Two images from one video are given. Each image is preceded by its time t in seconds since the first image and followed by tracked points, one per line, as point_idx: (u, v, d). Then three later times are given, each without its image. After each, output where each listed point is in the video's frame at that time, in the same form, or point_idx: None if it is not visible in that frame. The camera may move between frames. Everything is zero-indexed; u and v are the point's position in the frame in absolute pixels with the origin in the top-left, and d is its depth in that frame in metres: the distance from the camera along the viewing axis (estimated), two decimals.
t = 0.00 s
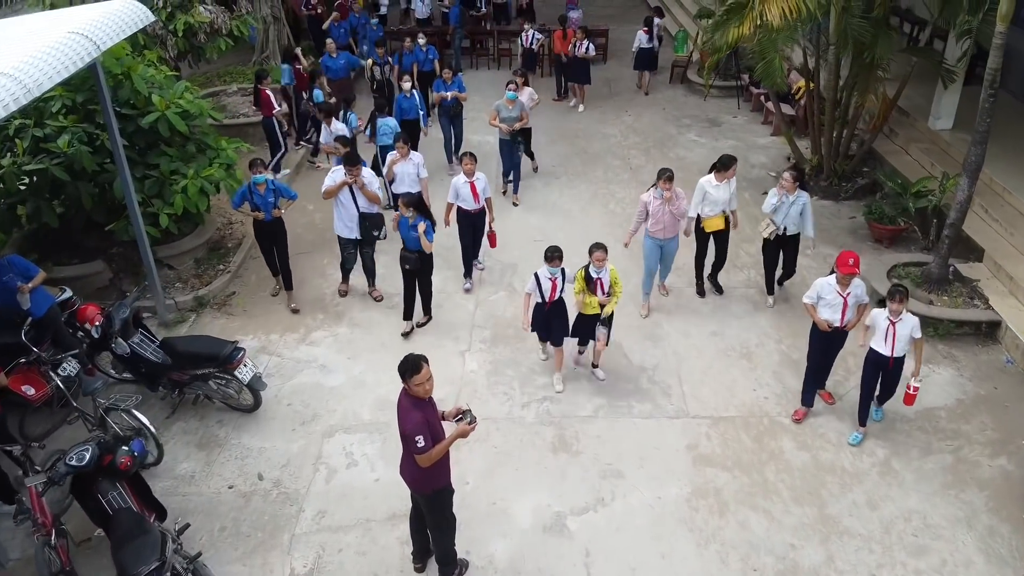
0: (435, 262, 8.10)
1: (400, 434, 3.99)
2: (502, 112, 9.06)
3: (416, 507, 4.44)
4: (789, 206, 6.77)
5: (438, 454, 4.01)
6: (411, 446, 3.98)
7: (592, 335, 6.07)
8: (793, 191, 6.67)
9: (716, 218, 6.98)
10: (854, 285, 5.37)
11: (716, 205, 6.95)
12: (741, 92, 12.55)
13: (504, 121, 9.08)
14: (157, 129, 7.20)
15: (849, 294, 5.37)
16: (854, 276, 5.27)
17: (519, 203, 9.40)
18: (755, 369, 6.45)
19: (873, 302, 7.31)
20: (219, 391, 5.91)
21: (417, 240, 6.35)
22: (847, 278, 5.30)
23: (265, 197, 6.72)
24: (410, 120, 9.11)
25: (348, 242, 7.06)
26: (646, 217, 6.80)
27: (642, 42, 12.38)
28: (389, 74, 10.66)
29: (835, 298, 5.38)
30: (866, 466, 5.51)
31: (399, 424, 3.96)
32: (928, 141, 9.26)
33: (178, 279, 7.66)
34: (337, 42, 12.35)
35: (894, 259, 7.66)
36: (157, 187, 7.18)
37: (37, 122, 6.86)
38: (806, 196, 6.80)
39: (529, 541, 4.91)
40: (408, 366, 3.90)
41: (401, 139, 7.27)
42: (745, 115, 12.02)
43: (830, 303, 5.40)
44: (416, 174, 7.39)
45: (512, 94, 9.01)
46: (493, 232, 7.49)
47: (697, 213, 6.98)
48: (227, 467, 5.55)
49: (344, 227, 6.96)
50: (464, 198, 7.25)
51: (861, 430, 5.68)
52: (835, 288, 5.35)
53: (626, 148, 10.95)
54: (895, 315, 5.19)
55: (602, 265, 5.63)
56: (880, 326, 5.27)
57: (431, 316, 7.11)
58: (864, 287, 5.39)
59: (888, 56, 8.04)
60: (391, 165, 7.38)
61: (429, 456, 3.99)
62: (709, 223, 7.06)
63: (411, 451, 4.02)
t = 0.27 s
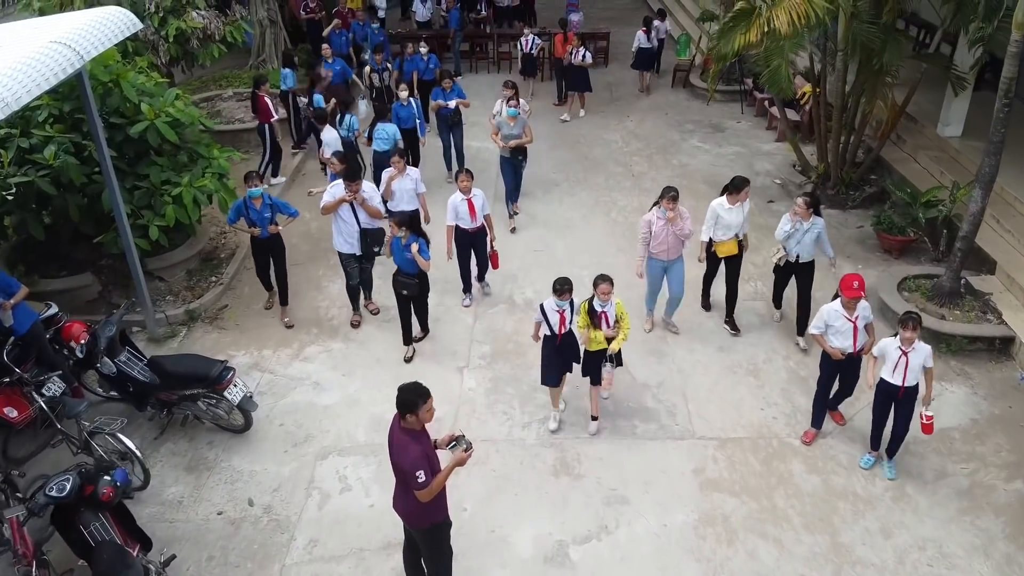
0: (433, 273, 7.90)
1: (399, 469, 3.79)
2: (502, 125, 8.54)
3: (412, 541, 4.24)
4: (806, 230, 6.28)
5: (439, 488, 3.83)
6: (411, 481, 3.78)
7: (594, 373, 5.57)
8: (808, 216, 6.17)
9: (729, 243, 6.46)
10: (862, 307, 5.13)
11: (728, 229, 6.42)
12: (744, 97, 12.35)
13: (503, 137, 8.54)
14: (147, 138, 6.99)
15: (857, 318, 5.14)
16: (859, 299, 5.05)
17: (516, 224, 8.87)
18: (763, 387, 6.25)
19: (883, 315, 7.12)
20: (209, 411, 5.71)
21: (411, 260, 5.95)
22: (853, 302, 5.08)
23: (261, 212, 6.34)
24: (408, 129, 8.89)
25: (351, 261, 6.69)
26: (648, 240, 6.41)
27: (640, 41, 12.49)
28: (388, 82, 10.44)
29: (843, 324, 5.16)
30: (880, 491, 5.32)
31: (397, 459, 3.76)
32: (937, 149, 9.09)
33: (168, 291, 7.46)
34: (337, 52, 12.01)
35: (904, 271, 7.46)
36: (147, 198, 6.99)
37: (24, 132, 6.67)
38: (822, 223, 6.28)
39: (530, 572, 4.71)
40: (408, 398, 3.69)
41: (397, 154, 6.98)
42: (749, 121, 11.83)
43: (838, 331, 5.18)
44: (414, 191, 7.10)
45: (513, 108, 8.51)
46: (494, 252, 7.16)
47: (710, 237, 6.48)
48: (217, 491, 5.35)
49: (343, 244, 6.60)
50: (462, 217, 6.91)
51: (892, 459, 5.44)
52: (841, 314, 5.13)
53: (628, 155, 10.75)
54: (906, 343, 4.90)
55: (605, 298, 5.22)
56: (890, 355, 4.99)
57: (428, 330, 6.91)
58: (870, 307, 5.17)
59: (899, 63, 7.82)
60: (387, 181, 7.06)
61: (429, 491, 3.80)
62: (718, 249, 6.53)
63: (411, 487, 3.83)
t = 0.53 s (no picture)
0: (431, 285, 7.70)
1: (401, 508, 3.59)
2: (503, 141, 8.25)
3: None
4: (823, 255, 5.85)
5: (444, 524, 3.65)
6: (416, 519, 3.59)
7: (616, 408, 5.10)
8: (829, 241, 5.75)
9: (746, 266, 6.11)
10: (881, 335, 4.86)
11: (744, 252, 6.09)
12: (748, 102, 12.14)
13: (504, 153, 8.29)
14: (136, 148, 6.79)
15: (872, 345, 4.90)
16: (875, 326, 4.80)
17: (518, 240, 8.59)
18: (771, 406, 6.04)
19: (894, 330, 6.92)
20: (197, 433, 5.51)
21: (406, 279, 5.71)
22: (869, 330, 4.83)
23: (256, 228, 5.95)
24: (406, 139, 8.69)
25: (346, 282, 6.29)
26: (661, 267, 5.93)
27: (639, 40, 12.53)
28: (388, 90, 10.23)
29: (857, 350, 4.92)
30: (894, 517, 5.11)
31: (400, 498, 3.55)
32: (946, 157, 8.89)
33: (159, 304, 7.26)
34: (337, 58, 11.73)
35: (915, 284, 7.25)
36: (136, 209, 6.79)
37: (8, 141, 6.47)
38: (843, 248, 5.80)
39: None
40: (409, 429, 3.53)
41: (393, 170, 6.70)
42: (753, 126, 11.63)
43: (852, 356, 4.95)
44: (411, 207, 6.85)
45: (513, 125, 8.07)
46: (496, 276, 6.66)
47: (723, 259, 6.14)
48: (205, 517, 5.15)
49: (341, 265, 6.23)
50: (466, 240, 6.41)
51: (913, 520, 4.97)
52: (855, 340, 4.89)
53: (630, 161, 10.55)
54: (925, 382, 4.59)
55: (613, 332, 4.73)
56: (909, 393, 4.69)
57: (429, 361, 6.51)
58: (887, 333, 4.91)
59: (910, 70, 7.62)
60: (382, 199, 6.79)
61: (434, 528, 3.62)
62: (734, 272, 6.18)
63: (414, 525, 3.64)
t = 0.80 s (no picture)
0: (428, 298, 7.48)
1: (402, 552, 3.40)
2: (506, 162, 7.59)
3: None
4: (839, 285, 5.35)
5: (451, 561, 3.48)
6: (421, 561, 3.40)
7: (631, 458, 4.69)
8: (847, 269, 5.29)
9: (756, 294, 5.64)
10: (914, 368, 4.59)
11: (754, 278, 5.62)
12: (752, 106, 11.94)
13: (508, 173, 7.60)
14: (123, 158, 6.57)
15: (904, 377, 4.65)
16: (910, 356, 4.55)
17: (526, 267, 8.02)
18: (780, 427, 5.83)
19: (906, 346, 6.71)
20: (184, 458, 5.30)
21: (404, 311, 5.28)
22: (905, 360, 4.58)
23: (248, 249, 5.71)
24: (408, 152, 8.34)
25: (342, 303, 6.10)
26: (673, 293, 5.57)
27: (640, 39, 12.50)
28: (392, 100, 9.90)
29: (888, 382, 4.68)
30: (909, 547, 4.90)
31: (404, 543, 3.36)
32: (955, 164, 8.75)
33: (148, 318, 7.05)
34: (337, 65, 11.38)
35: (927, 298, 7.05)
36: (123, 222, 6.57)
37: None
38: (862, 277, 5.31)
39: None
40: (404, 465, 3.34)
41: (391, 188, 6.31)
42: (757, 131, 11.43)
43: (881, 388, 4.71)
44: (408, 226, 6.46)
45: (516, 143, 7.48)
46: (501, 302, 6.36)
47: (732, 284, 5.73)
48: (191, 547, 4.94)
49: (333, 287, 6.00)
50: (475, 262, 6.08)
51: (931, 555, 4.72)
52: (887, 371, 4.65)
53: (632, 168, 10.35)
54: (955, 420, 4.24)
55: (628, 376, 4.39)
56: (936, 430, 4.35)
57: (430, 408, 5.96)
58: (922, 368, 4.66)
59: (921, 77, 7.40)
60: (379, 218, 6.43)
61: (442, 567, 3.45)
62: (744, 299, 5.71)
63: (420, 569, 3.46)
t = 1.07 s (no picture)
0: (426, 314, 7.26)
1: None
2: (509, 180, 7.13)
3: None
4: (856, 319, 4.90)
5: None
6: None
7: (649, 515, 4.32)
8: (865, 305, 4.83)
9: (765, 328, 5.26)
10: (963, 406, 4.20)
11: (764, 312, 5.22)
12: (757, 112, 11.71)
13: (508, 193, 7.15)
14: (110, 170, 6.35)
15: (953, 415, 4.24)
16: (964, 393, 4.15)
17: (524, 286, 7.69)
18: (792, 452, 5.61)
19: (920, 365, 6.49)
20: (170, 487, 5.07)
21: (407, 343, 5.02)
22: (957, 396, 4.18)
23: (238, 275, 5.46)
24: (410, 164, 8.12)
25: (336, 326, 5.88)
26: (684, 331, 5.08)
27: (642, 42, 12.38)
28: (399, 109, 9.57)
29: (936, 417, 4.26)
30: None
31: None
32: (967, 173, 8.57)
33: (137, 335, 6.83)
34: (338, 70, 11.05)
35: (941, 314, 6.82)
36: (110, 237, 6.34)
37: None
38: (881, 312, 4.84)
39: None
40: (403, 512, 3.14)
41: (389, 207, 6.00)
42: (762, 137, 11.20)
43: (928, 422, 4.29)
44: (408, 247, 6.17)
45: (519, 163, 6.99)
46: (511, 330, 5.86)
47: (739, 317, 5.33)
48: None
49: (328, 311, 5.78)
50: (478, 295, 5.54)
51: None
52: (937, 406, 4.23)
53: (635, 176, 10.12)
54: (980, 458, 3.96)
55: (651, 432, 3.98)
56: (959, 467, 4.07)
57: (426, 436, 5.70)
58: (973, 408, 4.26)
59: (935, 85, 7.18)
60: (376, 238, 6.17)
61: None
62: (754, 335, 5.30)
63: None
